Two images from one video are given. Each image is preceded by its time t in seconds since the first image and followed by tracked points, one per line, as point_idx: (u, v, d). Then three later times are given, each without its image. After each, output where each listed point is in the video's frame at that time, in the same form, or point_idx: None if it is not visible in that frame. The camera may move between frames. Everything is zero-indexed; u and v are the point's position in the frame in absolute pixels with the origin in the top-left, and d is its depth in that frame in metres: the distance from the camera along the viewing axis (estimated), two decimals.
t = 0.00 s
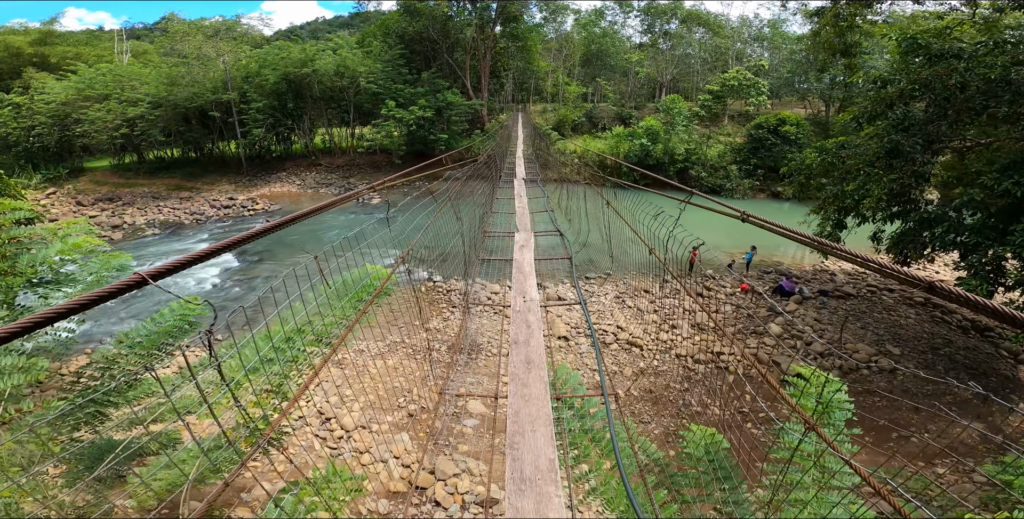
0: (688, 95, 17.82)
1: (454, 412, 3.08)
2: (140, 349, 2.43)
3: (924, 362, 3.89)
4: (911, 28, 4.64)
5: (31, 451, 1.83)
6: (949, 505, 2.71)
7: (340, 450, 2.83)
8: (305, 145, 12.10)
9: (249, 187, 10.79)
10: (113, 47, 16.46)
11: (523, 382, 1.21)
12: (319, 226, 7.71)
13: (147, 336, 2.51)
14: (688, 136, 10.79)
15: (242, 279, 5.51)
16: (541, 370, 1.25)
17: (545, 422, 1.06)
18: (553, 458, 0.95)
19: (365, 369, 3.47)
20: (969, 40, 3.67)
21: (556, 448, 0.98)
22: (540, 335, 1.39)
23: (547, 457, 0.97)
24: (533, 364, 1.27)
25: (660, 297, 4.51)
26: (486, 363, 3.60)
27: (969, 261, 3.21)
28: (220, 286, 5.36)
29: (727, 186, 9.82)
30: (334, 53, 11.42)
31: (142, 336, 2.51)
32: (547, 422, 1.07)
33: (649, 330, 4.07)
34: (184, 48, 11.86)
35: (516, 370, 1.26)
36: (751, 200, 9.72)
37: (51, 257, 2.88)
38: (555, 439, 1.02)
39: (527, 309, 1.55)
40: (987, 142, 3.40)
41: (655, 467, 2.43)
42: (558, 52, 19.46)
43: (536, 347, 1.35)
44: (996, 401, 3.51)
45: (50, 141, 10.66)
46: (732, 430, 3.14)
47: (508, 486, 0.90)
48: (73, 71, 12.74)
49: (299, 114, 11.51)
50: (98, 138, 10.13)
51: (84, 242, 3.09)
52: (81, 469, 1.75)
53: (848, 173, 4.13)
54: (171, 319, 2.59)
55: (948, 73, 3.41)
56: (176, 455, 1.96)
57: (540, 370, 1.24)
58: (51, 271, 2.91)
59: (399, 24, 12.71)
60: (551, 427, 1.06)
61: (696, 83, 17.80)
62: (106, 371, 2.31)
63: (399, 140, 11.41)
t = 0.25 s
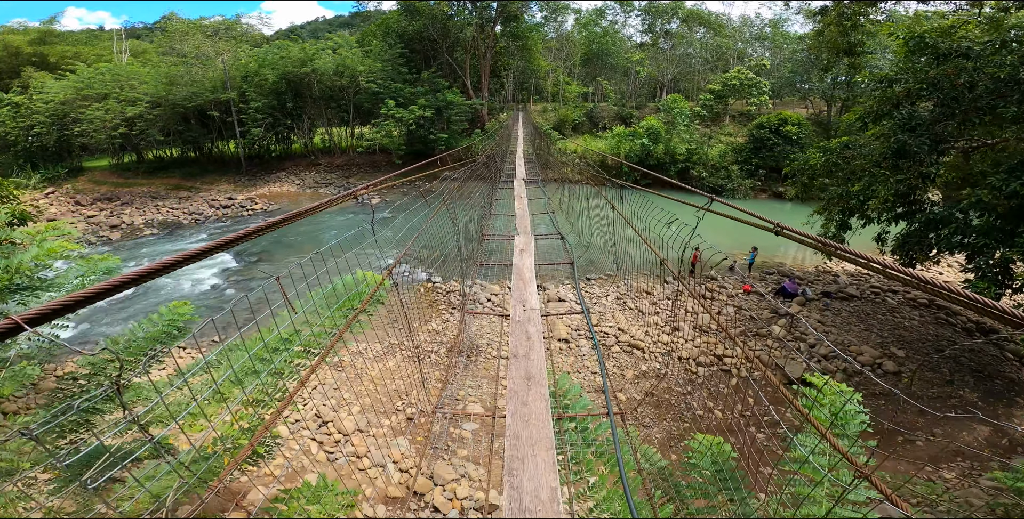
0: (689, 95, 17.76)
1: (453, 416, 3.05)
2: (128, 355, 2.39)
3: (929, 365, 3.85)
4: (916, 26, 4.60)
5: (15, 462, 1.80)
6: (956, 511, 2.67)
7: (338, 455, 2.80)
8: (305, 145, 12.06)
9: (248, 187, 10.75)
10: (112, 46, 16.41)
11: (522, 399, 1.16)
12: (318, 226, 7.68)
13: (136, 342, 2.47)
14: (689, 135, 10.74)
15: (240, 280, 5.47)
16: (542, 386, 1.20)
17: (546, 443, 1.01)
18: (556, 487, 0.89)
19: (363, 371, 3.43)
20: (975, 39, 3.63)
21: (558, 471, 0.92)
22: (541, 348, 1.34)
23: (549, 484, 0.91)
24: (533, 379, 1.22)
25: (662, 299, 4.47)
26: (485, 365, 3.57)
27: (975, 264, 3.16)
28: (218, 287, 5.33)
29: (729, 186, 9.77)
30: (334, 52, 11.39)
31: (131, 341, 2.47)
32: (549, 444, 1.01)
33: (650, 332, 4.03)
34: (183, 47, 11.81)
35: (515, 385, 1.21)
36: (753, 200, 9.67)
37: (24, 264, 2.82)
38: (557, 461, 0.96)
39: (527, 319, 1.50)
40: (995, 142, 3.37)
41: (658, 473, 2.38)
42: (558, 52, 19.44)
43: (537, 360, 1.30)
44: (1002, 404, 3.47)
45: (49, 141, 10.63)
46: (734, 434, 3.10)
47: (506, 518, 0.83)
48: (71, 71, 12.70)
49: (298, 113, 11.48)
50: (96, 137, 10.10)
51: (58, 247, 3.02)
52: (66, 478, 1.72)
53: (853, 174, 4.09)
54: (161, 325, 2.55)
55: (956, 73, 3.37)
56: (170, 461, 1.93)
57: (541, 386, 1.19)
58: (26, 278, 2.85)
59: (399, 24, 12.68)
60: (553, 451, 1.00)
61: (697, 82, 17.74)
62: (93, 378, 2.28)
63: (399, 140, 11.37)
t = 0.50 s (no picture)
0: (691, 94, 17.66)
1: (454, 420, 3.01)
2: (117, 363, 2.34)
3: (936, 367, 3.80)
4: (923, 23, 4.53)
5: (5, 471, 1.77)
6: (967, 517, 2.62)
7: (337, 461, 2.77)
8: (305, 144, 12.02)
9: (249, 187, 10.72)
10: (112, 47, 16.39)
11: (523, 420, 1.08)
12: (319, 226, 7.65)
13: (127, 350, 2.41)
14: (692, 134, 10.67)
15: (240, 282, 5.42)
16: (545, 406, 1.13)
17: (549, 472, 0.93)
18: None
19: (363, 375, 3.40)
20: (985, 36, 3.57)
21: (563, 502, 0.85)
22: (544, 364, 1.27)
23: (554, 517, 0.83)
24: (535, 398, 1.15)
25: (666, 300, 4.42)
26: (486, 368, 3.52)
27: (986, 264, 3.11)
28: (218, 288, 5.30)
29: (732, 185, 9.69)
30: (335, 51, 11.34)
31: (121, 349, 2.41)
32: (552, 470, 0.95)
33: (654, 334, 3.98)
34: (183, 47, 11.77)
35: (516, 405, 1.14)
36: (756, 199, 9.60)
37: None
38: (562, 491, 0.89)
39: (529, 332, 1.43)
40: (1004, 141, 3.31)
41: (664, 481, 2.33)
42: (559, 51, 19.40)
43: (540, 377, 1.23)
44: (1012, 406, 3.42)
45: (49, 141, 10.60)
46: (739, 439, 3.06)
47: None
48: (71, 71, 12.67)
49: (298, 113, 11.46)
50: (96, 138, 10.06)
51: (33, 255, 2.92)
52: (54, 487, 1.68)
53: (860, 173, 4.02)
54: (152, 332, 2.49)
55: (967, 71, 3.30)
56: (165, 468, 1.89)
57: (544, 406, 1.13)
58: None
59: (399, 23, 12.62)
60: (557, 477, 0.92)
61: (699, 81, 17.65)
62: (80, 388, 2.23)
63: (400, 139, 11.33)
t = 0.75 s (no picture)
0: (692, 91, 17.60)
1: (454, 421, 2.98)
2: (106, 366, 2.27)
3: (942, 367, 3.75)
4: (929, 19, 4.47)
5: None
6: None
7: (336, 463, 2.75)
8: (304, 143, 11.98)
9: (248, 185, 10.69)
10: (111, 45, 16.33)
11: (523, 437, 0.99)
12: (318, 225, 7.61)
13: (113, 354, 2.33)
14: (693, 132, 10.62)
15: (238, 282, 5.37)
16: (547, 423, 1.03)
17: (552, 496, 0.84)
18: None
19: (362, 376, 3.37)
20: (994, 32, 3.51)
21: None
22: (546, 374, 1.17)
23: None
24: (536, 413, 1.05)
25: (668, 299, 4.39)
26: (487, 369, 3.49)
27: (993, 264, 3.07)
28: (216, 288, 5.26)
29: (733, 183, 9.64)
30: (334, 49, 11.28)
31: (107, 353, 2.33)
32: (555, 495, 0.85)
33: (656, 334, 3.95)
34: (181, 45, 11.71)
35: (515, 421, 1.04)
36: (758, 197, 9.55)
37: None
38: None
39: (530, 340, 1.33)
40: (1012, 139, 3.26)
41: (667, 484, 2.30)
42: (560, 48, 19.33)
43: (541, 389, 1.13)
44: (1018, 407, 3.38)
45: (48, 140, 10.56)
46: (742, 440, 3.04)
47: None
48: (70, 69, 12.62)
49: (297, 111, 11.42)
50: (94, 137, 10.03)
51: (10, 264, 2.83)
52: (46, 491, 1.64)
53: (865, 172, 3.97)
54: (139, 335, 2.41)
55: (976, 68, 3.25)
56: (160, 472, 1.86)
57: (546, 422, 1.03)
58: None
59: (399, 21, 12.56)
60: (560, 502, 0.83)
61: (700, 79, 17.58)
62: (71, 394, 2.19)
63: (400, 138, 11.28)
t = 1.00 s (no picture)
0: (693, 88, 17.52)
1: (454, 423, 2.94)
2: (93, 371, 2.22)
3: (948, 368, 3.71)
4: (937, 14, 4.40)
5: None
6: None
7: (334, 465, 2.71)
8: (304, 140, 11.93)
9: (248, 183, 10.64)
10: (110, 43, 16.25)
11: (527, 460, 0.92)
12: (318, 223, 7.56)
13: (98, 359, 2.24)
14: (695, 129, 10.55)
15: (237, 280, 5.33)
16: (552, 443, 0.96)
17: None
18: None
19: (362, 376, 3.33)
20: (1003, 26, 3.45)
21: None
22: (551, 390, 1.10)
23: None
24: (541, 434, 0.98)
25: (671, 299, 4.33)
26: (487, 369, 3.45)
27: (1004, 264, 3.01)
28: (214, 286, 5.21)
29: (735, 181, 9.57)
30: (334, 46, 11.21)
31: (92, 358, 2.24)
32: None
33: (659, 333, 3.90)
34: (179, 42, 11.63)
35: (519, 443, 0.97)
36: (760, 195, 9.48)
37: None
38: None
39: (534, 353, 1.26)
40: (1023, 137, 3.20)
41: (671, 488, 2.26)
42: (561, 45, 19.24)
43: (547, 406, 1.06)
44: None
45: (46, 139, 10.51)
46: (746, 442, 2.99)
47: None
48: (68, 67, 12.55)
49: (297, 108, 11.36)
50: (93, 135, 9.98)
51: None
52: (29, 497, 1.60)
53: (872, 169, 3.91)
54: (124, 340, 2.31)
55: (988, 65, 3.18)
56: (151, 478, 1.81)
57: (552, 444, 0.96)
58: None
59: (399, 17, 12.48)
60: None
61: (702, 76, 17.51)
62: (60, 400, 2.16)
63: (400, 135, 11.22)
